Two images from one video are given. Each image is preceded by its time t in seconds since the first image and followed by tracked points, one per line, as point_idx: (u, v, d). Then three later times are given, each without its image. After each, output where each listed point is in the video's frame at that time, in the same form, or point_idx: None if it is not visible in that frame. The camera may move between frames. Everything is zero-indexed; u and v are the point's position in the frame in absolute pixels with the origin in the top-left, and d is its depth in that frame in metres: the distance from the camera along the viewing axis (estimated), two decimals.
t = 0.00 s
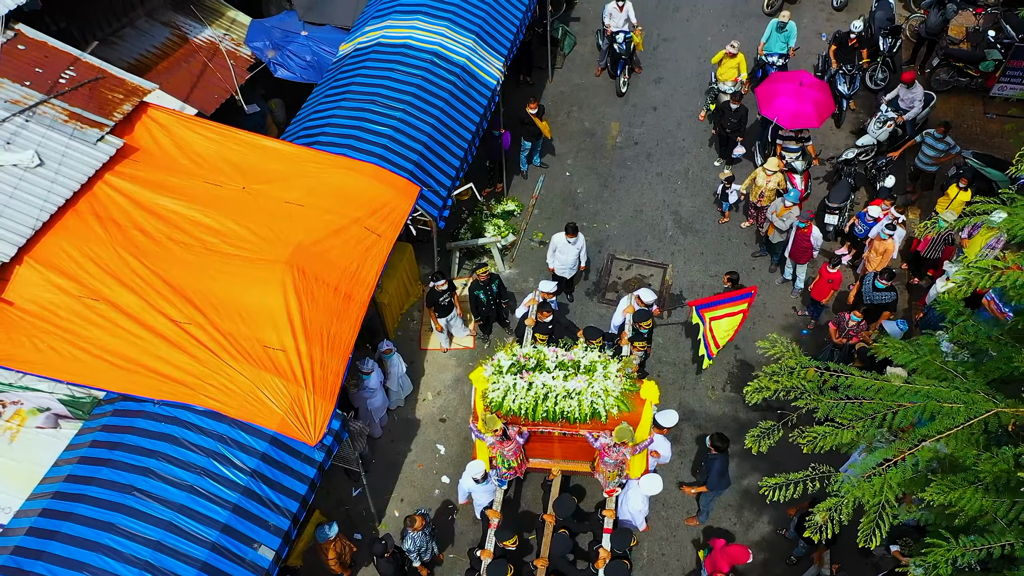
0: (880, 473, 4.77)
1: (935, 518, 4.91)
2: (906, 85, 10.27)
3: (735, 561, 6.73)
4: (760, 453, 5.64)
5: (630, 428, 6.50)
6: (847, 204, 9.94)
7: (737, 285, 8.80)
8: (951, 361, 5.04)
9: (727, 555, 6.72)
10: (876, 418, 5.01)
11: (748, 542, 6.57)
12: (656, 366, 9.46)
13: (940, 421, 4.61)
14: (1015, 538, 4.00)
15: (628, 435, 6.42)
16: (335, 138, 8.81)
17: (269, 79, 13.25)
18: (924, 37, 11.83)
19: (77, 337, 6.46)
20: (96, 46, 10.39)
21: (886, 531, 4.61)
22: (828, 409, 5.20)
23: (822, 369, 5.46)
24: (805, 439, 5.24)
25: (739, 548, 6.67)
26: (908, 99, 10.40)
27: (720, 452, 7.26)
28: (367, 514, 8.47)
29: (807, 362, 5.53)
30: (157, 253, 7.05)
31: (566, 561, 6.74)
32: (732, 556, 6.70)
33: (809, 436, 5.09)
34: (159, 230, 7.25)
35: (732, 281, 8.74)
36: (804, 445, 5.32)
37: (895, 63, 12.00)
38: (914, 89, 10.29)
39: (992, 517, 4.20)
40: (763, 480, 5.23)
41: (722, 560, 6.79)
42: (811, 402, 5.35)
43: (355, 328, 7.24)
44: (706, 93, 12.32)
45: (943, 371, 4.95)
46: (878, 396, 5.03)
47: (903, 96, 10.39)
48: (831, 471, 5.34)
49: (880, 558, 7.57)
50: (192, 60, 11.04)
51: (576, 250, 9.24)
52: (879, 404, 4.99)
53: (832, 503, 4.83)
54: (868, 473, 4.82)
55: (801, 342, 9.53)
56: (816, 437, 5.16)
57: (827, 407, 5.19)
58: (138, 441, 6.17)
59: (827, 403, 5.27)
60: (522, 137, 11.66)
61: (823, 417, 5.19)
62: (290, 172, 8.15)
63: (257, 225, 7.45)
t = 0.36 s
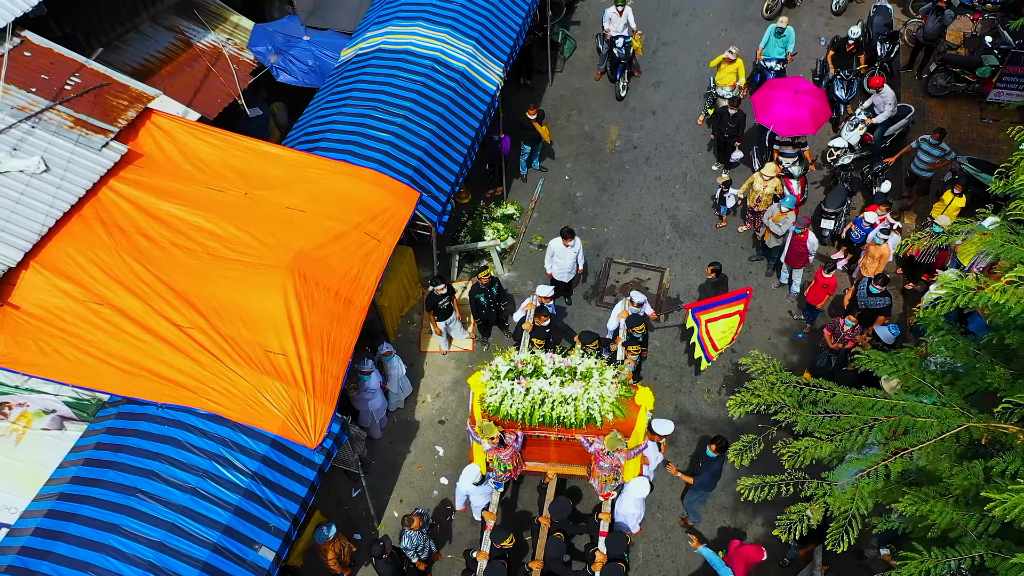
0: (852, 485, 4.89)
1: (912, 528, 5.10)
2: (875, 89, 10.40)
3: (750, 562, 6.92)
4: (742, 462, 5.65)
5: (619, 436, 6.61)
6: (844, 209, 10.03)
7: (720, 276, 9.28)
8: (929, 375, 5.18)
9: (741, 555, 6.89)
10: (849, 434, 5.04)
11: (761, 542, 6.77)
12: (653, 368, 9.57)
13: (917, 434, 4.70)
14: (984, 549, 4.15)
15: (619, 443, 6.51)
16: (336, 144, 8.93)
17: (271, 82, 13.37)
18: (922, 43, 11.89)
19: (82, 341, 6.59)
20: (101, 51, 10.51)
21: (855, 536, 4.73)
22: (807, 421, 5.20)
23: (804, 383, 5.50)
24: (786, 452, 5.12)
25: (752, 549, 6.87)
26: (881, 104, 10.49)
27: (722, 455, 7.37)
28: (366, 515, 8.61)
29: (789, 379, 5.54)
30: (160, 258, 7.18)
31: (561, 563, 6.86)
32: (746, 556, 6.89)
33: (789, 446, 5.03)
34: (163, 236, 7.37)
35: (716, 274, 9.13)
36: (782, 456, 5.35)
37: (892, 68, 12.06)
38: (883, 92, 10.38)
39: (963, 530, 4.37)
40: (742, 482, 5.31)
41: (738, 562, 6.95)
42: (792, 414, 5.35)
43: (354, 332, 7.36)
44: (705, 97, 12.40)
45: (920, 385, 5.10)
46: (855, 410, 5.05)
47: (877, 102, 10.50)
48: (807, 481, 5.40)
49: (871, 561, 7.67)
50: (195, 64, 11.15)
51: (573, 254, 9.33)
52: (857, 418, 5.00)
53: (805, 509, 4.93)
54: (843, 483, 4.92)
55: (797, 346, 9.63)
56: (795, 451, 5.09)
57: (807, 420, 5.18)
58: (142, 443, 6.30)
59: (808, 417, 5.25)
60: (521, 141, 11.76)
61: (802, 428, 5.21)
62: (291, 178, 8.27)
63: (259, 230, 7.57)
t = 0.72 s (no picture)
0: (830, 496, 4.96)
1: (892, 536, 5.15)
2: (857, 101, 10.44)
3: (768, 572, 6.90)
4: (724, 471, 5.62)
5: (618, 438, 6.70)
6: (842, 213, 10.11)
7: (709, 268, 9.38)
8: (911, 388, 5.30)
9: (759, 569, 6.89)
10: (828, 449, 5.01)
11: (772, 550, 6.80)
12: (652, 371, 9.67)
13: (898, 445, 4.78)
14: (959, 556, 4.21)
15: (617, 445, 6.62)
16: (340, 148, 9.05)
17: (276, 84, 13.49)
18: (922, 48, 11.93)
19: (90, 342, 6.72)
20: (108, 54, 10.64)
21: (834, 544, 4.77)
22: (789, 434, 5.17)
23: (786, 396, 5.44)
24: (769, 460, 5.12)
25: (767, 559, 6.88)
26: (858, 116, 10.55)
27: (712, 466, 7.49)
28: (367, 514, 8.74)
29: (772, 390, 5.46)
30: (166, 260, 7.30)
31: (560, 563, 6.94)
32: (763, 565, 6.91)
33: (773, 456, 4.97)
34: (168, 238, 7.49)
35: (704, 265, 9.25)
36: (766, 467, 5.22)
37: (892, 73, 12.11)
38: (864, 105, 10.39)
39: (940, 539, 4.44)
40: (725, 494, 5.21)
41: None
42: (773, 427, 5.30)
43: (356, 334, 7.47)
44: (706, 101, 12.48)
45: (902, 398, 5.20)
46: (836, 423, 5.08)
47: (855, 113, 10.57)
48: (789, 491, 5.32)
49: (865, 563, 7.76)
50: (201, 67, 11.27)
51: (574, 257, 9.44)
52: (837, 430, 5.03)
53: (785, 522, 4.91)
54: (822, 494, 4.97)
55: (794, 349, 9.72)
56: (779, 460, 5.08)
57: (790, 432, 5.15)
58: (148, 443, 6.44)
59: (790, 428, 5.21)
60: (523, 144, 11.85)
61: (783, 440, 5.18)
62: (295, 181, 8.39)
63: (263, 234, 7.69)
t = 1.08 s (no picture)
0: (812, 506, 5.04)
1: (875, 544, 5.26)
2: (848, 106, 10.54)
3: None
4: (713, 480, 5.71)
5: (620, 437, 6.79)
6: (843, 218, 10.17)
7: (696, 270, 9.44)
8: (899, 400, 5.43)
9: None
10: (813, 456, 5.07)
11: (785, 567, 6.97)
12: (651, 373, 9.77)
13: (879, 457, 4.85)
14: (936, 567, 4.30)
15: (620, 445, 6.70)
16: (345, 151, 9.17)
17: (283, 85, 13.63)
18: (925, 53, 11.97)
19: (99, 342, 6.86)
20: (118, 56, 10.79)
21: (817, 555, 4.89)
22: (773, 447, 5.22)
23: (772, 407, 5.44)
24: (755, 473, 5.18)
25: None
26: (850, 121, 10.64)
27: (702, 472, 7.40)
28: (369, 512, 8.86)
29: (758, 401, 5.49)
30: (173, 262, 7.44)
31: (558, 564, 7.03)
32: None
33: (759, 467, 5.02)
34: (175, 240, 7.62)
35: (692, 268, 9.33)
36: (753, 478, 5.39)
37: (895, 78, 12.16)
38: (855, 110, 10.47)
39: (917, 549, 4.53)
40: (714, 507, 5.21)
41: None
42: (758, 439, 5.35)
43: (359, 336, 7.59)
44: (709, 105, 12.55)
45: (887, 408, 5.28)
46: (818, 434, 5.14)
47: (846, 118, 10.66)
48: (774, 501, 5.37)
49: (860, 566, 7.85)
50: (209, 69, 11.41)
51: (570, 261, 9.53)
52: (820, 442, 5.06)
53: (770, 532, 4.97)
54: (805, 505, 5.07)
55: (793, 353, 9.80)
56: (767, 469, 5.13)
57: (774, 445, 5.20)
58: (154, 442, 6.57)
59: (774, 440, 5.27)
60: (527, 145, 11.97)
61: (767, 452, 5.23)
62: (301, 185, 8.50)
63: (268, 236, 7.80)
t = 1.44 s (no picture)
0: (800, 514, 5.00)
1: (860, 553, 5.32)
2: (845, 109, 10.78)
3: None
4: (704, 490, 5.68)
5: (621, 441, 6.92)
6: (847, 225, 10.22)
7: (687, 272, 9.47)
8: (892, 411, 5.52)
9: None
10: (804, 465, 5.09)
11: None
12: (654, 376, 9.85)
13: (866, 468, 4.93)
14: None
15: (621, 448, 6.83)
16: (354, 153, 9.29)
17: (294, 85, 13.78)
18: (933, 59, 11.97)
19: (111, 340, 7.01)
20: (132, 57, 10.94)
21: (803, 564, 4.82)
22: (762, 456, 5.19)
23: (762, 418, 5.43)
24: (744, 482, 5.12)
25: None
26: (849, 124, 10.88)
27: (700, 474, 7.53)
28: (373, 509, 9.00)
29: (749, 413, 5.44)
30: (184, 261, 7.57)
31: (556, 563, 7.14)
32: None
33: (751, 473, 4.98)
34: (186, 240, 7.76)
35: (683, 270, 9.36)
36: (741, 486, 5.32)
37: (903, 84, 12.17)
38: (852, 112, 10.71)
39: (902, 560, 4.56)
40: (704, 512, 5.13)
41: None
42: (747, 449, 5.31)
43: (365, 337, 7.71)
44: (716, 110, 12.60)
45: (877, 420, 5.37)
46: (808, 446, 5.16)
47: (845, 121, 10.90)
48: (761, 511, 5.33)
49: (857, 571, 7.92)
50: (222, 70, 11.56)
51: (566, 266, 9.61)
52: (809, 453, 5.09)
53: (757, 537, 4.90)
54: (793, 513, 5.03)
55: (796, 359, 9.86)
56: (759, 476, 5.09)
57: (764, 455, 5.17)
58: (164, 439, 6.73)
59: (764, 450, 5.24)
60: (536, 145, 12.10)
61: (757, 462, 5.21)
62: (310, 187, 8.63)
63: (277, 237, 7.93)
